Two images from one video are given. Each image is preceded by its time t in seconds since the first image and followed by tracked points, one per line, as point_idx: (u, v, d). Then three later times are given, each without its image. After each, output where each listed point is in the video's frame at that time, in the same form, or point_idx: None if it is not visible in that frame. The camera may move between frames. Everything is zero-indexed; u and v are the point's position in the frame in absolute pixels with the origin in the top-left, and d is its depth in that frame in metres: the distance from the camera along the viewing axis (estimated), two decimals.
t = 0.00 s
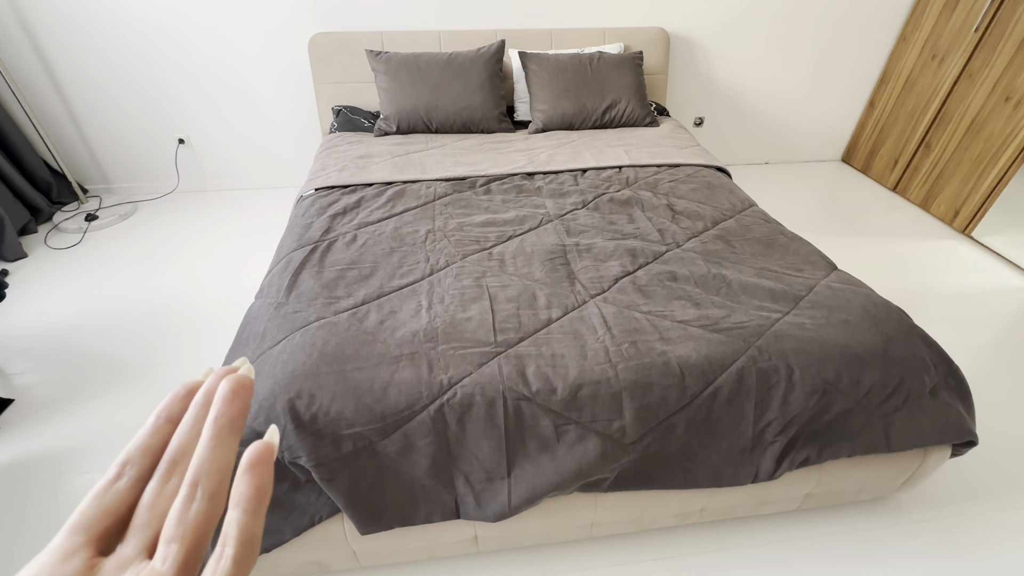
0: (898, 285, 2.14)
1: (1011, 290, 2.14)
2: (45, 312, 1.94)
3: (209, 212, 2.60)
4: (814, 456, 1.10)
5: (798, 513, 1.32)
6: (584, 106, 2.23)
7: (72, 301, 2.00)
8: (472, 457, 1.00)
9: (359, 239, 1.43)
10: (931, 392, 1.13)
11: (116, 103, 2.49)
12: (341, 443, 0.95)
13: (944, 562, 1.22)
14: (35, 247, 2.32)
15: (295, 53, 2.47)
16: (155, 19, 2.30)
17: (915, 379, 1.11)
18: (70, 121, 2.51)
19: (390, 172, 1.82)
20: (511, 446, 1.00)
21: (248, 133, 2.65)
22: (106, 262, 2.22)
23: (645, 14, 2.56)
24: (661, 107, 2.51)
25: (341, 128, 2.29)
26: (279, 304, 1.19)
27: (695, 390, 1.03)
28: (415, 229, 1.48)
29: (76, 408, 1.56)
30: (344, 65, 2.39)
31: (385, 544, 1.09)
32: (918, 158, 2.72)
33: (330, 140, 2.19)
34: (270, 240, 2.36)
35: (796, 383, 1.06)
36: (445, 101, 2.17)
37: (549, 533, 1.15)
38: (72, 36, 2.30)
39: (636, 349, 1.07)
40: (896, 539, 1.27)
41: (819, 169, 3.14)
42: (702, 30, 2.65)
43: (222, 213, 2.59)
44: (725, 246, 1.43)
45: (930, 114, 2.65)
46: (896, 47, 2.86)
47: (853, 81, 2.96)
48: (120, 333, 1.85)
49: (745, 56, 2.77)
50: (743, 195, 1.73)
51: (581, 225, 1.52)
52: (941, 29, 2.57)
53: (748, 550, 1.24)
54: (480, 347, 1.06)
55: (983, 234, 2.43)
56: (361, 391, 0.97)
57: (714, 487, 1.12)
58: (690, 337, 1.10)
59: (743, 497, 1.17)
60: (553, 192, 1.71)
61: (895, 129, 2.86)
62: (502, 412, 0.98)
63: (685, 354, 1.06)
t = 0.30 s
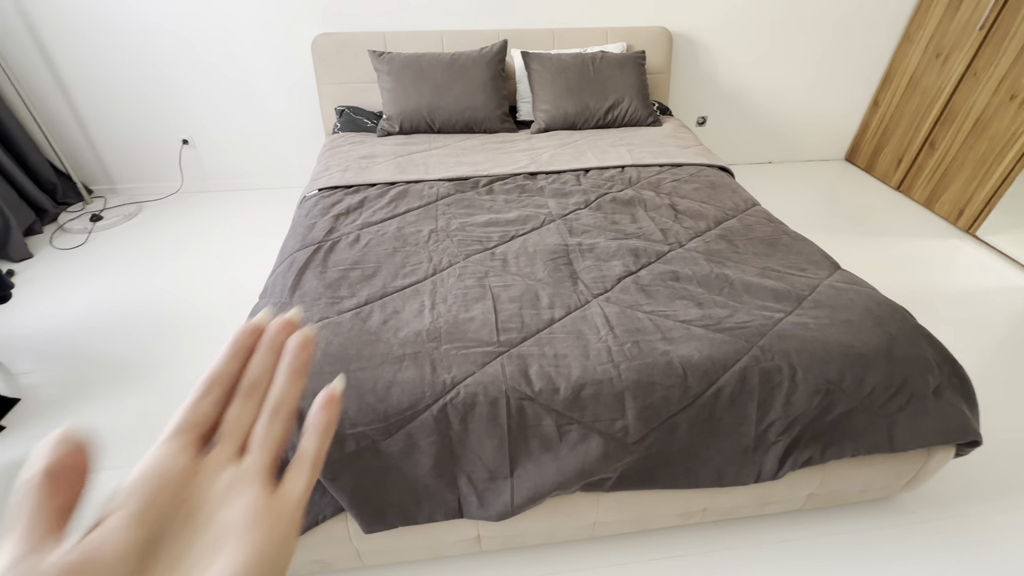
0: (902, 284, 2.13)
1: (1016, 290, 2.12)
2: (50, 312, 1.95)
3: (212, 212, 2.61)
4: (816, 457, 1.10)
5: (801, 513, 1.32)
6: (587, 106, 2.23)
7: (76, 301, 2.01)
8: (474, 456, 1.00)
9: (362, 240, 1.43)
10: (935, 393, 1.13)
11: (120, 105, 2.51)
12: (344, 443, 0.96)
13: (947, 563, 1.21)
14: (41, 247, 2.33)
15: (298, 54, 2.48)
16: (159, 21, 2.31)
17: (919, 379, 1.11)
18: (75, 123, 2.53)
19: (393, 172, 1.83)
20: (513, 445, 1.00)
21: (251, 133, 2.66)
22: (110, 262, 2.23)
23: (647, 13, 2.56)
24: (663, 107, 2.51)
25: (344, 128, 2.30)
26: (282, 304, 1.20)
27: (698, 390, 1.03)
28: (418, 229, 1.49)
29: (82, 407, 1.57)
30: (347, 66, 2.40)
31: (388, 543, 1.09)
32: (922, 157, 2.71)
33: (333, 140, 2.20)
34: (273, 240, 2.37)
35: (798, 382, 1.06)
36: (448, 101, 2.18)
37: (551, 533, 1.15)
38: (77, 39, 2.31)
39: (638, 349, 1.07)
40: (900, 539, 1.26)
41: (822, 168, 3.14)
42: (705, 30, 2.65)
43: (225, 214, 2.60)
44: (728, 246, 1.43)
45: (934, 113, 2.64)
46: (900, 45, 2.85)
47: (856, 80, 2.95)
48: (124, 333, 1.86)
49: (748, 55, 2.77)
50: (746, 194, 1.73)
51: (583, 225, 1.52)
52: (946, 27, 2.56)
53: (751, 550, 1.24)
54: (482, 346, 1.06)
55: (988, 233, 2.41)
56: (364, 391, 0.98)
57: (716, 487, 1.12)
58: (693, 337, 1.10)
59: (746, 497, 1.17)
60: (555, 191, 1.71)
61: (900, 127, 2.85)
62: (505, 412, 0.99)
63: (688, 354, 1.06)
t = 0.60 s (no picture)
0: (912, 280, 2.11)
1: None
2: (58, 310, 1.96)
3: (218, 209, 2.62)
4: (827, 454, 1.09)
5: (811, 511, 1.31)
6: (593, 101, 2.21)
7: (85, 298, 2.02)
8: (483, 453, 1.00)
9: (369, 236, 1.43)
10: (947, 389, 1.12)
11: (126, 103, 2.51)
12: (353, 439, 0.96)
13: (960, 562, 1.20)
14: (49, 245, 2.34)
15: (303, 51, 2.47)
16: (165, 19, 2.31)
17: (931, 375, 1.10)
18: (82, 121, 2.54)
19: (399, 168, 1.83)
20: (522, 442, 1.00)
21: (256, 131, 2.66)
22: (117, 260, 2.24)
23: (654, 7, 2.54)
24: (670, 102, 2.49)
25: (349, 125, 2.29)
26: (290, 301, 1.20)
27: (707, 387, 1.03)
28: (425, 226, 1.48)
29: (91, 405, 1.58)
30: (352, 62, 2.39)
31: (397, 539, 1.09)
32: (932, 151, 2.68)
33: (339, 137, 2.20)
34: (279, 237, 2.37)
35: (809, 379, 1.05)
36: (453, 97, 2.17)
37: (560, 530, 1.15)
38: (83, 37, 2.32)
39: (647, 346, 1.06)
40: (912, 537, 1.25)
41: (830, 164, 3.11)
42: (712, 24, 2.62)
43: (231, 211, 2.60)
44: (737, 241, 1.42)
45: (945, 107, 2.61)
46: (910, 38, 2.82)
47: (865, 74, 2.92)
48: (131, 331, 1.86)
49: (756, 50, 2.74)
50: (754, 189, 1.71)
51: (591, 221, 1.51)
52: (957, 20, 2.53)
53: (761, 548, 1.23)
54: (491, 343, 1.06)
55: (999, 229, 2.38)
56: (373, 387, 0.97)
57: (726, 485, 1.12)
58: (702, 333, 1.09)
59: (755, 494, 1.16)
60: (562, 187, 1.70)
61: (909, 121, 2.82)
62: (514, 408, 0.98)
63: (697, 350, 1.05)
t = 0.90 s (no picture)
0: (903, 277, 2.12)
1: (1016, 282, 2.12)
2: (44, 308, 1.93)
3: (207, 206, 2.59)
4: (817, 450, 1.10)
5: (801, 507, 1.32)
6: (586, 98, 2.20)
7: (71, 296, 1.99)
8: (475, 452, 1.00)
9: (360, 233, 1.42)
10: (936, 385, 1.13)
11: (113, 98, 2.47)
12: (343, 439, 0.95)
13: (948, 557, 1.21)
14: (34, 242, 2.31)
15: (293, 45, 2.44)
16: (151, 13, 2.27)
17: (920, 372, 1.11)
18: (67, 116, 2.50)
19: (391, 165, 1.81)
20: (514, 440, 0.99)
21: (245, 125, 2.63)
22: (104, 258, 2.20)
23: (647, 4, 2.53)
24: (663, 98, 2.49)
25: (340, 121, 2.27)
26: (280, 299, 1.18)
27: (699, 384, 1.03)
28: (416, 223, 1.47)
29: (78, 405, 1.56)
30: (343, 57, 2.37)
31: (388, 538, 1.09)
32: (922, 148, 2.70)
33: (330, 133, 2.18)
34: (270, 235, 2.35)
35: (800, 376, 1.05)
36: (445, 93, 2.15)
37: (552, 527, 1.15)
38: (67, 31, 2.28)
39: (639, 344, 1.06)
40: (901, 532, 1.26)
41: (821, 161, 3.12)
42: (705, 20, 2.62)
43: (221, 208, 2.57)
44: (729, 239, 1.42)
45: (935, 104, 2.62)
46: (901, 36, 2.83)
47: (856, 71, 2.93)
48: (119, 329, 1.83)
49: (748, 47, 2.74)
50: (746, 186, 1.72)
51: (583, 218, 1.51)
52: (947, 18, 2.54)
53: (752, 544, 1.24)
54: (482, 341, 1.06)
55: (988, 226, 2.41)
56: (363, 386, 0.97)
57: (717, 482, 1.12)
58: (694, 331, 1.09)
59: (747, 490, 1.17)
60: (555, 184, 1.70)
61: (900, 119, 2.83)
62: (506, 407, 0.98)
63: (689, 348, 1.05)
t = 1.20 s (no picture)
0: (899, 278, 2.13)
1: (1011, 283, 2.13)
2: (40, 311, 1.92)
3: (204, 208, 2.58)
4: (814, 450, 1.10)
5: (799, 507, 1.32)
6: (583, 99, 2.21)
7: (67, 299, 1.98)
8: (472, 453, 1.00)
9: (357, 235, 1.42)
10: (931, 385, 1.13)
11: (110, 100, 2.47)
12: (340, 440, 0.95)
13: (945, 556, 1.21)
14: (31, 244, 2.30)
15: (291, 47, 2.44)
16: (149, 16, 2.27)
17: (916, 371, 1.11)
18: (64, 118, 2.49)
19: (388, 166, 1.81)
20: (512, 441, 1.00)
21: (242, 127, 2.62)
22: (101, 260, 2.20)
23: (643, 6, 2.54)
24: (660, 100, 2.50)
25: (338, 123, 2.27)
26: (277, 300, 1.18)
27: (696, 385, 1.03)
28: (414, 225, 1.47)
29: (74, 407, 1.55)
30: (340, 59, 2.37)
31: (386, 540, 1.09)
32: (918, 150, 2.71)
33: (328, 134, 2.18)
34: (267, 236, 2.35)
35: (797, 376, 1.06)
36: (443, 94, 2.16)
37: (550, 528, 1.15)
38: (64, 34, 2.27)
39: (636, 344, 1.06)
40: (898, 532, 1.27)
41: (818, 162, 3.13)
42: (701, 22, 2.63)
43: (218, 209, 2.57)
44: (726, 239, 1.42)
45: (930, 106, 2.64)
46: (897, 37, 2.84)
47: (852, 72, 2.95)
48: (116, 331, 1.83)
49: (745, 48, 2.75)
50: (743, 187, 1.72)
51: (581, 219, 1.51)
52: (942, 20, 2.55)
53: (750, 544, 1.24)
54: (480, 342, 1.06)
55: (983, 226, 2.42)
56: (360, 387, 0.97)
57: (714, 482, 1.12)
58: (691, 331, 1.10)
59: (744, 490, 1.17)
60: (552, 185, 1.70)
61: (896, 120, 2.85)
62: (503, 408, 0.98)
63: (686, 348, 1.06)
